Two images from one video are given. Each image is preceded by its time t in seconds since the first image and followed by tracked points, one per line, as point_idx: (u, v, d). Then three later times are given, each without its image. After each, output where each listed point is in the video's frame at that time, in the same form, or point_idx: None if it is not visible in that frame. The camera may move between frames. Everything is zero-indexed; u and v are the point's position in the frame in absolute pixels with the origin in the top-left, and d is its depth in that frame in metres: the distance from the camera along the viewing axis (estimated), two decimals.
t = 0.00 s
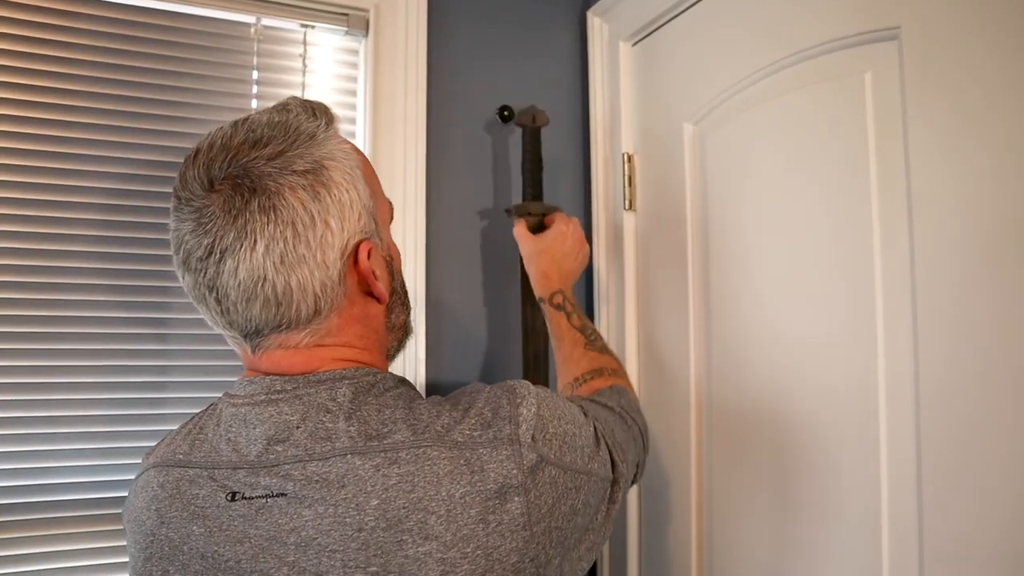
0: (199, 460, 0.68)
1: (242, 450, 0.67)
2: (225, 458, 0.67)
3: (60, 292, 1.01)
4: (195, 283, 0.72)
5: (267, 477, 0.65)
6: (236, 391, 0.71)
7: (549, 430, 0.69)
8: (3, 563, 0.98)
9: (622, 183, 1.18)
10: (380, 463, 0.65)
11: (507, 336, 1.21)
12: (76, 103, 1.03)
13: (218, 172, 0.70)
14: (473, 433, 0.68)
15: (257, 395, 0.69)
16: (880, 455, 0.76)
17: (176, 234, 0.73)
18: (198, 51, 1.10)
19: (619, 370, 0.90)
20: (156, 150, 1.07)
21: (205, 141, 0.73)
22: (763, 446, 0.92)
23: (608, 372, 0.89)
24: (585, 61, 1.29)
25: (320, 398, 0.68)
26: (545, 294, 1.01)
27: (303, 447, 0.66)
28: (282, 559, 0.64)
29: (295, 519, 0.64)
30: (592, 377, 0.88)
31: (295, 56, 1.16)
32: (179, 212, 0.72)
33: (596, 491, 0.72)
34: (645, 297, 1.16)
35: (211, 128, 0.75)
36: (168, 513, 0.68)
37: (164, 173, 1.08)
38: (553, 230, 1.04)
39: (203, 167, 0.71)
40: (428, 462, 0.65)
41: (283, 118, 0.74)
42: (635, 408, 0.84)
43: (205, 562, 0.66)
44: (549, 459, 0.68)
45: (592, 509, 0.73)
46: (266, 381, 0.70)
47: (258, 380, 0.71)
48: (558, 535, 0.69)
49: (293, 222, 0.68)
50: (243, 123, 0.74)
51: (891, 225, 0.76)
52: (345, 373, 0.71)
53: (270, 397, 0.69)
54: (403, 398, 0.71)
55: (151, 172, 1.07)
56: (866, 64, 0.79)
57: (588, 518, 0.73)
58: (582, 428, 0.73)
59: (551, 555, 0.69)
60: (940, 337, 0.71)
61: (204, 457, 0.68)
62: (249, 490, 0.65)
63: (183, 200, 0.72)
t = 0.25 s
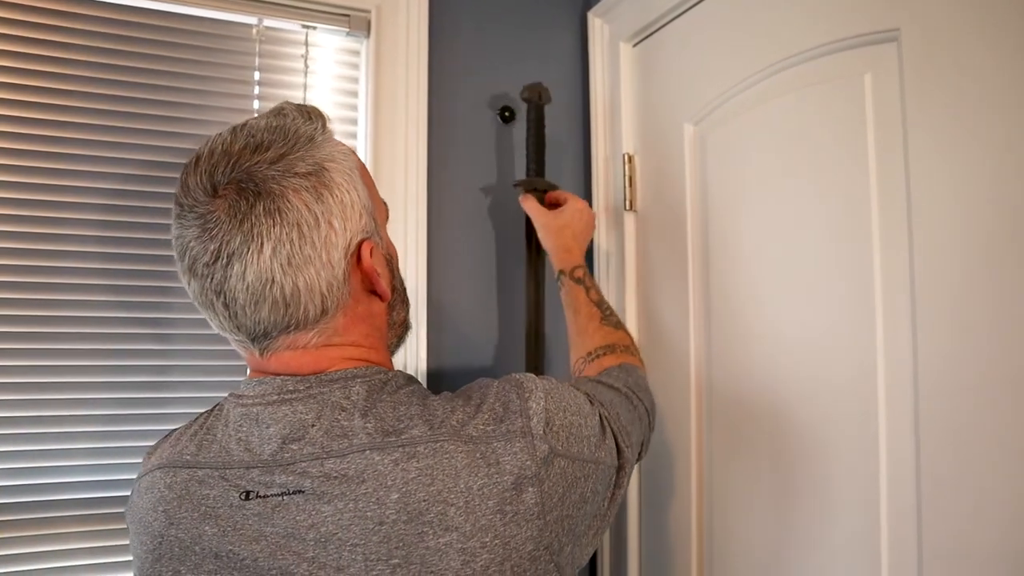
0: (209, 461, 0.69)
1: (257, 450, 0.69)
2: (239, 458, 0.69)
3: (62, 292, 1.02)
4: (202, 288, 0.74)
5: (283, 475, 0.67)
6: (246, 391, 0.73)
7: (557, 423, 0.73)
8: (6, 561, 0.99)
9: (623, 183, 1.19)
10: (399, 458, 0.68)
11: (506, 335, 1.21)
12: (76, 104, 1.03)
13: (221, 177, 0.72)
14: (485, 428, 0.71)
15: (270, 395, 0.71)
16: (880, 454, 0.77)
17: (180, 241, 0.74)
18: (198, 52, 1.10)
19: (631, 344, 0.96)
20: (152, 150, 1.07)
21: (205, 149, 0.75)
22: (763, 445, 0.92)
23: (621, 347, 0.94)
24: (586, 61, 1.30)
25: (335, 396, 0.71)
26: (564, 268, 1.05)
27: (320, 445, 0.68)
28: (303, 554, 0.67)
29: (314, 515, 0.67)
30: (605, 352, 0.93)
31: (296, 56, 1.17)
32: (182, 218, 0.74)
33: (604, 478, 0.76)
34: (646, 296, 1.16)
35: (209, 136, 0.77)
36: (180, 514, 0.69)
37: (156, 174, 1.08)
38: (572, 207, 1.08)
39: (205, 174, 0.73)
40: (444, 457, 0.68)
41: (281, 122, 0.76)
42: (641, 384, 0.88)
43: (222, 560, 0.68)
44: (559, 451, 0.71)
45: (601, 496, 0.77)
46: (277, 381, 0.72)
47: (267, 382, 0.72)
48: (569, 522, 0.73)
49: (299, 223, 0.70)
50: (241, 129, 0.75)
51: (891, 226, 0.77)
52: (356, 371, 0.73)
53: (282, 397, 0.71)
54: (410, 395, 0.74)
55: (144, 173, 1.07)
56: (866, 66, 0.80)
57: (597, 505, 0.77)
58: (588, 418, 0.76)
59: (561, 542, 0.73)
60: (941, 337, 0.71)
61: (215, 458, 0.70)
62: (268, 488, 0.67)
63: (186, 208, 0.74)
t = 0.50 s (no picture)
0: (219, 460, 0.71)
1: (269, 447, 0.70)
2: (251, 455, 0.70)
3: (65, 292, 1.02)
4: (208, 294, 0.75)
5: (294, 471, 0.69)
6: (256, 390, 0.74)
7: (562, 412, 0.74)
8: (10, 561, 0.99)
9: (625, 183, 1.19)
10: (410, 449, 0.69)
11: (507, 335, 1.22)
12: (79, 105, 1.03)
13: (222, 183, 0.73)
14: (491, 420, 0.73)
15: (280, 394, 0.73)
16: (881, 454, 0.77)
17: (184, 249, 0.75)
18: (200, 53, 1.10)
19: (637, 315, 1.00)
20: (153, 152, 1.08)
21: (203, 157, 0.76)
22: (765, 444, 0.93)
23: (627, 320, 0.97)
24: (588, 61, 1.30)
25: (346, 391, 0.73)
26: (575, 245, 1.08)
27: (332, 439, 0.70)
28: (317, 546, 0.68)
29: (327, 508, 0.68)
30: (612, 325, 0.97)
31: (299, 57, 1.17)
32: (185, 226, 0.75)
33: (609, 460, 0.78)
34: (648, 295, 1.17)
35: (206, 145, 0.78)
36: (189, 511, 0.70)
37: (156, 175, 1.08)
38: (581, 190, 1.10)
39: (206, 181, 0.74)
40: (454, 448, 0.70)
41: (277, 127, 0.77)
42: (643, 357, 0.92)
43: (233, 555, 0.69)
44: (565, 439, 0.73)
45: (606, 478, 0.78)
46: (285, 379, 0.74)
47: (274, 380, 0.74)
48: (576, 506, 0.74)
49: (303, 225, 0.71)
50: (238, 136, 0.77)
51: (893, 226, 0.77)
52: (363, 368, 0.75)
53: (291, 395, 0.73)
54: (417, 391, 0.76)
55: (144, 174, 1.07)
56: (868, 67, 0.80)
57: (602, 487, 0.78)
58: (589, 402, 0.77)
59: (570, 527, 0.74)
60: (944, 337, 0.71)
61: (225, 456, 0.71)
62: (280, 484, 0.69)
63: (189, 216, 0.74)
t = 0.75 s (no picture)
0: (220, 451, 0.72)
1: (269, 437, 0.71)
2: (252, 445, 0.71)
3: (65, 292, 1.02)
4: (215, 293, 0.75)
5: (295, 460, 0.70)
6: (256, 382, 0.75)
7: (557, 395, 0.75)
8: (10, 561, 0.99)
9: (626, 183, 1.19)
10: (409, 436, 0.70)
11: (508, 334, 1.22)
12: (79, 104, 1.03)
13: (230, 183, 0.73)
14: (487, 406, 0.73)
15: (281, 385, 0.73)
16: (885, 455, 0.77)
17: (190, 248, 0.75)
18: (202, 53, 1.10)
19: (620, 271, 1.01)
20: (158, 151, 1.07)
21: (210, 156, 0.76)
22: (767, 444, 0.93)
23: (607, 276, 0.99)
24: (589, 61, 1.30)
25: (346, 381, 0.73)
26: (557, 206, 1.10)
27: (330, 427, 0.70)
28: (318, 533, 0.69)
29: (329, 496, 0.69)
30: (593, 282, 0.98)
31: (300, 57, 1.17)
32: (191, 226, 0.75)
33: (600, 437, 0.79)
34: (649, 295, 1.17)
35: (212, 144, 0.78)
36: (192, 501, 0.71)
37: (160, 175, 1.08)
38: (561, 151, 1.12)
39: (213, 181, 0.74)
40: (452, 433, 0.70)
41: (283, 126, 0.77)
42: (624, 314, 0.92)
43: (236, 543, 0.70)
44: (560, 422, 0.74)
45: (597, 455, 0.80)
46: (287, 372, 0.74)
47: (276, 374, 0.74)
48: (571, 484, 0.75)
49: (310, 226, 0.71)
50: (245, 135, 0.76)
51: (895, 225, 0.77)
52: (364, 360, 0.75)
53: (293, 387, 0.73)
54: (415, 378, 0.77)
55: (154, 173, 1.07)
56: (870, 67, 0.80)
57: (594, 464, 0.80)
58: (577, 379, 0.78)
59: (566, 505, 0.75)
60: (944, 336, 0.71)
61: (226, 447, 0.72)
62: (280, 473, 0.69)
63: (195, 215, 0.74)
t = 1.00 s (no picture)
0: (226, 446, 0.72)
1: (275, 431, 0.71)
2: (258, 440, 0.71)
3: (66, 292, 1.02)
4: (224, 292, 0.75)
5: (302, 454, 0.70)
6: (264, 381, 0.75)
7: (558, 383, 0.76)
8: (12, 561, 0.99)
9: (627, 183, 1.19)
10: (414, 427, 0.70)
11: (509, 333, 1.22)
12: (80, 104, 1.03)
13: (241, 183, 0.73)
14: (491, 396, 0.74)
15: (288, 382, 0.74)
16: (886, 455, 0.77)
17: (199, 246, 0.76)
18: (204, 53, 1.10)
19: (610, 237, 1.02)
20: (161, 151, 1.07)
21: (220, 155, 0.76)
22: (768, 444, 0.93)
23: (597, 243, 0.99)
24: (590, 61, 1.30)
25: (353, 377, 0.74)
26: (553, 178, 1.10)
27: (337, 420, 0.71)
28: (327, 524, 0.70)
29: (337, 488, 0.70)
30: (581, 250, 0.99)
31: (301, 57, 1.17)
32: (201, 224, 0.75)
33: (599, 419, 0.80)
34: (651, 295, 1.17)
35: (223, 142, 0.78)
36: (200, 496, 0.71)
37: (162, 176, 1.07)
38: (561, 126, 1.13)
39: (224, 180, 0.74)
40: (457, 424, 0.71)
41: (294, 126, 0.77)
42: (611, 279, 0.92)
43: (245, 536, 0.71)
44: (562, 409, 0.75)
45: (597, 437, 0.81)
46: (295, 371, 0.74)
47: (283, 372, 0.75)
48: (573, 467, 0.76)
49: (319, 229, 0.72)
50: (255, 134, 0.77)
51: (897, 226, 0.77)
52: (370, 357, 0.76)
53: (302, 385, 0.73)
54: (418, 372, 0.78)
55: (156, 174, 1.07)
56: (871, 66, 0.80)
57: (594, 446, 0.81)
58: (572, 362, 0.78)
59: (569, 488, 0.77)
60: (944, 335, 0.71)
61: (232, 442, 0.72)
62: (287, 467, 0.70)
63: (205, 214, 0.75)
